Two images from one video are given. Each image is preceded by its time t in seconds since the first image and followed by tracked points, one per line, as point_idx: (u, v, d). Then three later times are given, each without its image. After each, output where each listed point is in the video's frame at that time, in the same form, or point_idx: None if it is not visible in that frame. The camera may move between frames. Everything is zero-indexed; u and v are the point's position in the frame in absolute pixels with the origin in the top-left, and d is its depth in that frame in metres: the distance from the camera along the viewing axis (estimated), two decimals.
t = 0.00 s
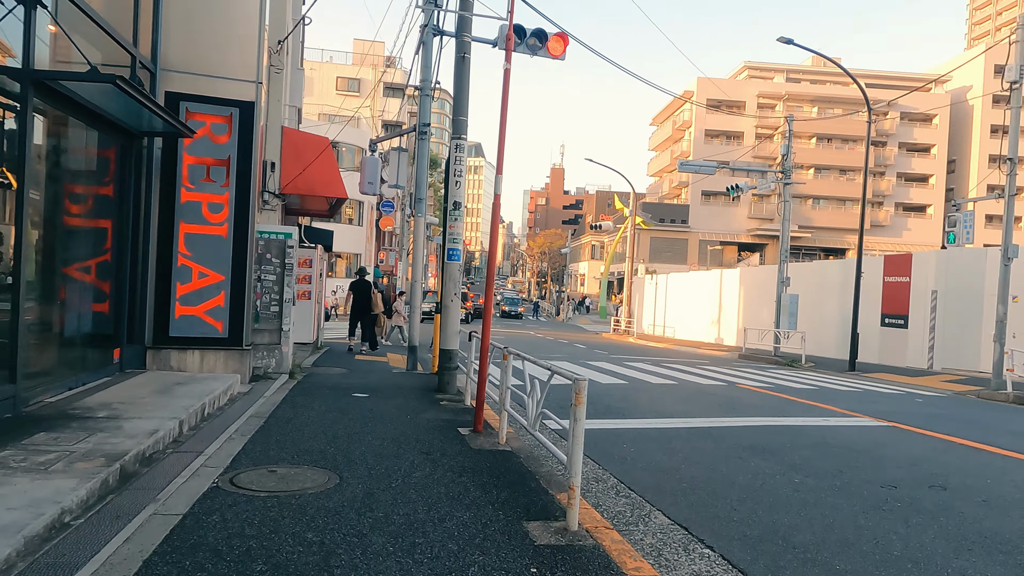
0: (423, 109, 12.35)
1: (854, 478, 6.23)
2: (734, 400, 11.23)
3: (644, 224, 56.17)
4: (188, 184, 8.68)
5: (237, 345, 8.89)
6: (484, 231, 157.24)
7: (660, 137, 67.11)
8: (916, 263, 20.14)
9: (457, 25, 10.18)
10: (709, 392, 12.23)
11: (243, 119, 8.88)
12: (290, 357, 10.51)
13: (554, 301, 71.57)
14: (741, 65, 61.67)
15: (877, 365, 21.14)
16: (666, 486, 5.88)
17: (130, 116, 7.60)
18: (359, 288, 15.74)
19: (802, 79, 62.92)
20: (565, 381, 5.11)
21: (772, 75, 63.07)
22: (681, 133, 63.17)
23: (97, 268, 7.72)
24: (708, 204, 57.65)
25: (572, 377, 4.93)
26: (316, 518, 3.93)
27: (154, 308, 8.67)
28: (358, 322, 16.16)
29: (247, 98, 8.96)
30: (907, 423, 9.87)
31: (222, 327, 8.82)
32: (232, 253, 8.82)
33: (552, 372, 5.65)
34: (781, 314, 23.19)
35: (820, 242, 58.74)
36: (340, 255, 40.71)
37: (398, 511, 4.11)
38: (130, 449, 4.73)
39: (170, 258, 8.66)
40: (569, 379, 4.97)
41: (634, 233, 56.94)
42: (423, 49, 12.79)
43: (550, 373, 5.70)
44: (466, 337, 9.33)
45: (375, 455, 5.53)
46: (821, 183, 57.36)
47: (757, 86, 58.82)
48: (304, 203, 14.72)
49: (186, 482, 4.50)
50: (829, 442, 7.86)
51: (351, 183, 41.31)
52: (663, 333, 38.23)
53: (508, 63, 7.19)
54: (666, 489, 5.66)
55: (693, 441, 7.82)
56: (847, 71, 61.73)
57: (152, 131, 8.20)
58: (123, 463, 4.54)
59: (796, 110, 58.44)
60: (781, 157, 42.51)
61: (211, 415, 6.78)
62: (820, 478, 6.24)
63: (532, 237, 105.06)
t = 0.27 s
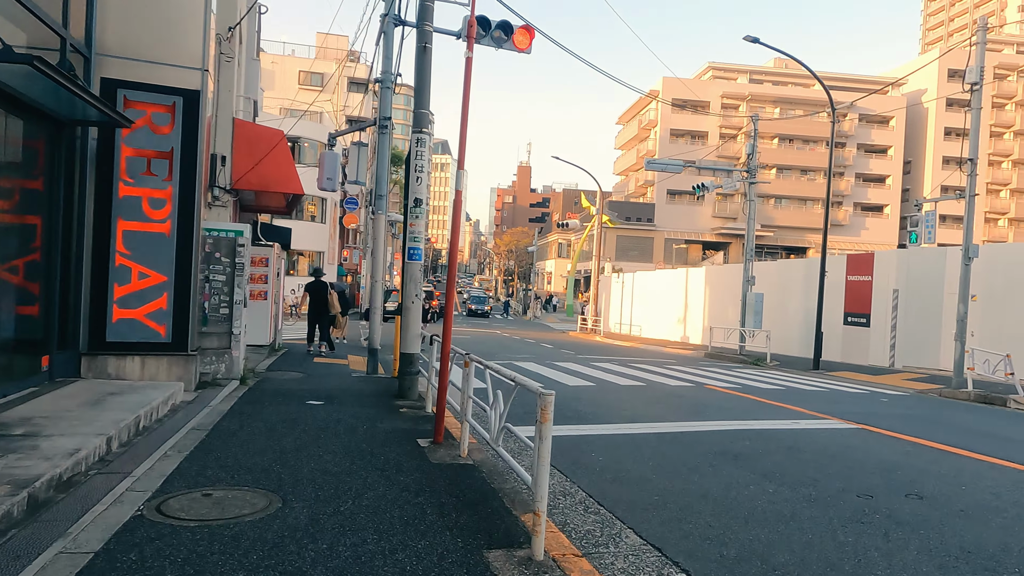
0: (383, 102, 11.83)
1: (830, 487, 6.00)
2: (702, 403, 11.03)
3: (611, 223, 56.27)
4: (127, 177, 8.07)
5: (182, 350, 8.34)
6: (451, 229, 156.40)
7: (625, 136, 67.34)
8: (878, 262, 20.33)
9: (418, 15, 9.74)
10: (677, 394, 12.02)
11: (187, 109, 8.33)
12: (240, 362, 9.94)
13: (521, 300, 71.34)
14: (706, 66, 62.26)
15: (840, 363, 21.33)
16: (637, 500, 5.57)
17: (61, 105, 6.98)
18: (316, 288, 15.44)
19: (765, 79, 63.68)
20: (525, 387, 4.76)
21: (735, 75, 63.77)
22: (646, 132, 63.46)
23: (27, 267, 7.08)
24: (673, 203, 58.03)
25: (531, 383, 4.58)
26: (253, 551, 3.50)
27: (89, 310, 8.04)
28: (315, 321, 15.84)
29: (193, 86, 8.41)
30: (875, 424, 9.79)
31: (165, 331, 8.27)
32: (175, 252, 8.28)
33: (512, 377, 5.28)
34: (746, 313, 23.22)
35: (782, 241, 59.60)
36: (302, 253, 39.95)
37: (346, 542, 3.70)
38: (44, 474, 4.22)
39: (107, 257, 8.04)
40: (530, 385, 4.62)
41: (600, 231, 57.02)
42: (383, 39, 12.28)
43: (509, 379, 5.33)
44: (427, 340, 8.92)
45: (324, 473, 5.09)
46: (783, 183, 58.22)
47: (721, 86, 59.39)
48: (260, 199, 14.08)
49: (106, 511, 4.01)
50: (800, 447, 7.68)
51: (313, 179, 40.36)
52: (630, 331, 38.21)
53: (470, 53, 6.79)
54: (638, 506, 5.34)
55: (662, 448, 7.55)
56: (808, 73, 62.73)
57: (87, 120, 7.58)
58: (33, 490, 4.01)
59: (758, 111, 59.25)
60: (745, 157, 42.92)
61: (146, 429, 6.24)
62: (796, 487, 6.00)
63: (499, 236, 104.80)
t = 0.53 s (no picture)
0: (360, 91, 11.45)
1: (821, 489, 5.74)
2: (686, 401, 10.76)
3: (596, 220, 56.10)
4: (84, 164, 7.63)
5: (142, 348, 7.93)
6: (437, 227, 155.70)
7: (611, 134, 67.27)
8: (863, 259, 20.22)
9: None
10: (661, 391, 11.75)
11: (149, 93, 7.93)
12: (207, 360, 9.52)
13: (506, 298, 71.00)
14: (691, 64, 62.33)
15: (825, 360, 21.21)
16: (620, 504, 5.27)
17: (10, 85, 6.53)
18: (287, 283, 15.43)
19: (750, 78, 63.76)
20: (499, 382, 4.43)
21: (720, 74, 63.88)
22: (632, 130, 63.33)
23: None
24: (658, 201, 57.99)
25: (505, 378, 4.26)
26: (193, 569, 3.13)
27: (42, 306, 7.57)
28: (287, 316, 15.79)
29: (155, 69, 8.00)
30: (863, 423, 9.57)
31: (124, 327, 7.84)
32: (136, 243, 7.87)
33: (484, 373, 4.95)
34: (731, 310, 23.05)
35: (766, 240, 59.72)
36: (283, 250, 39.51)
37: (298, 557, 3.34)
38: None
39: (62, 249, 7.59)
40: (502, 380, 4.31)
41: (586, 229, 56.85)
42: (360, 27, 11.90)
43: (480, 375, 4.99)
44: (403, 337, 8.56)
45: (283, 478, 4.74)
46: (767, 182, 58.38)
47: (706, 85, 59.43)
48: (234, 191, 13.65)
49: (34, 524, 3.61)
50: (787, 447, 7.43)
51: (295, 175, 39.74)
52: (615, 330, 38.03)
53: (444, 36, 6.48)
54: (620, 511, 5.03)
55: (646, 448, 7.27)
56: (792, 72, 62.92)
57: (40, 103, 7.13)
58: None
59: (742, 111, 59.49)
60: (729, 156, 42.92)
61: (96, 431, 5.84)
62: (785, 489, 5.73)
63: (485, 234, 104.32)
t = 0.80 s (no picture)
0: (336, 84, 11.07)
1: (811, 501, 5.47)
2: (671, 403, 10.48)
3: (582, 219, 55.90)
4: (35, 158, 7.19)
5: (100, 352, 7.51)
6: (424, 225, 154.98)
7: (597, 133, 67.11)
8: (849, 257, 20.10)
9: None
10: (647, 394, 11.44)
11: (106, 83, 7.51)
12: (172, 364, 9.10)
13: (492, 297, 70.66)
14: (676, 63, 62.30)
15: (811, 360, 21.07)
16: (600, 520, 4.96)
17: None
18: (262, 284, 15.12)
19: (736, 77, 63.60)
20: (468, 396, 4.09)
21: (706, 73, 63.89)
22: (618, 128, 63.21)
23: None
24: (644, 200, 57.89)
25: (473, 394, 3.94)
26: None
27: None
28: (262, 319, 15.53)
29: (113, 58, 7.58)
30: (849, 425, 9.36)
31: (80, 331, 7.42)
32: (93, 242, 7.45)
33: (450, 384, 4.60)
34: (717, 310, 22.85)
35: (752, 238, 59.74)
36: (265, 248, 38.95)
37: None
38: None
39: (12, 248, 7.14)
40: (470, 394, 3.98)
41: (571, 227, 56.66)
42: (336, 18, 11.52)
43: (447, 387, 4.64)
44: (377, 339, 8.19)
45: (236, 497, 4.36)
46: (753, 181, 58.47)
47: (692, 84, 59.43)
48: (207, 188, 13.19)
49: None
50: (775, 453, 7.17)
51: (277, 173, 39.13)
52: (600, 329, 37.81)
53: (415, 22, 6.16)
54: (601, 529, 4.72)
55: (628, 456, 6.97)
56: (777, 72, 63.07)
57: None
58: None
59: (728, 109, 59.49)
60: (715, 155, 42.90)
61: (41, 443, 5.43)
62: (774, 501, 5.46)
63: (471, 233, 103.91)
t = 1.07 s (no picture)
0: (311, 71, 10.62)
1: (807, 507, 5.13)
2: (658, 401, 10.15)
3: (569, 215, 55.61)
4: None
5: (52, 350, 7.05)
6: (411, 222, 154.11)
7: (584, 130, 66.82)
8: (837, 253, 19.90)
9: None
10: (634, 392, 11.10)
11: (58, 62, 7.04)
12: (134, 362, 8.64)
13: (479, 294, 70.17)
14: (664, 60, 62.14)
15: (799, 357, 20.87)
16: (583, 529, 4.59)
17: None
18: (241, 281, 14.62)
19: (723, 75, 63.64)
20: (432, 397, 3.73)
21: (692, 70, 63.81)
22: (605, 125, 62.93)
23: None
24: (631, 197, 57.65)
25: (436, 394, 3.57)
26: None
27: None
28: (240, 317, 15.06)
29: (65, 36, 7.11)
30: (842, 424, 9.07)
31: (30, 327, 6.96)
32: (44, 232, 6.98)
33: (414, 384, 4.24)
34: (705, 306, 22.57)
35: (738, 235, 59.59)
36: (247, 245, 38.28)
37: None
38: None
39: None
40: (434, 396, 3.61)
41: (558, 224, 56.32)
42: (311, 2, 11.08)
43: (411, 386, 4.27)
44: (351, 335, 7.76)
45: (181, 508, 3.96)
46: (740, 178, 58.43)
47: (680, 81, 59.29)
48: (178, 180, 12.66)
49: None
50: (767, 454, 6.83)
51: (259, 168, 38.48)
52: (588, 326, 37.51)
53: None
54: (583, 540, 4.34)
55: (613, 458, 6.61)
56: (764, 69, 63.09)
57: None
58: None
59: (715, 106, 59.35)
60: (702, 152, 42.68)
61: None
62: (768, 507, 5.12)
63: (458, 230, 103.31)
